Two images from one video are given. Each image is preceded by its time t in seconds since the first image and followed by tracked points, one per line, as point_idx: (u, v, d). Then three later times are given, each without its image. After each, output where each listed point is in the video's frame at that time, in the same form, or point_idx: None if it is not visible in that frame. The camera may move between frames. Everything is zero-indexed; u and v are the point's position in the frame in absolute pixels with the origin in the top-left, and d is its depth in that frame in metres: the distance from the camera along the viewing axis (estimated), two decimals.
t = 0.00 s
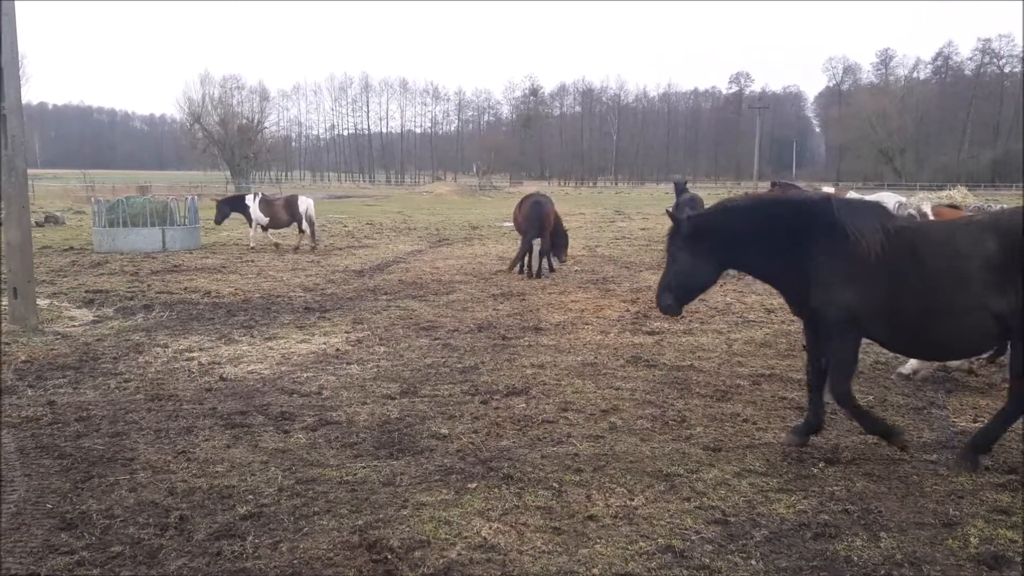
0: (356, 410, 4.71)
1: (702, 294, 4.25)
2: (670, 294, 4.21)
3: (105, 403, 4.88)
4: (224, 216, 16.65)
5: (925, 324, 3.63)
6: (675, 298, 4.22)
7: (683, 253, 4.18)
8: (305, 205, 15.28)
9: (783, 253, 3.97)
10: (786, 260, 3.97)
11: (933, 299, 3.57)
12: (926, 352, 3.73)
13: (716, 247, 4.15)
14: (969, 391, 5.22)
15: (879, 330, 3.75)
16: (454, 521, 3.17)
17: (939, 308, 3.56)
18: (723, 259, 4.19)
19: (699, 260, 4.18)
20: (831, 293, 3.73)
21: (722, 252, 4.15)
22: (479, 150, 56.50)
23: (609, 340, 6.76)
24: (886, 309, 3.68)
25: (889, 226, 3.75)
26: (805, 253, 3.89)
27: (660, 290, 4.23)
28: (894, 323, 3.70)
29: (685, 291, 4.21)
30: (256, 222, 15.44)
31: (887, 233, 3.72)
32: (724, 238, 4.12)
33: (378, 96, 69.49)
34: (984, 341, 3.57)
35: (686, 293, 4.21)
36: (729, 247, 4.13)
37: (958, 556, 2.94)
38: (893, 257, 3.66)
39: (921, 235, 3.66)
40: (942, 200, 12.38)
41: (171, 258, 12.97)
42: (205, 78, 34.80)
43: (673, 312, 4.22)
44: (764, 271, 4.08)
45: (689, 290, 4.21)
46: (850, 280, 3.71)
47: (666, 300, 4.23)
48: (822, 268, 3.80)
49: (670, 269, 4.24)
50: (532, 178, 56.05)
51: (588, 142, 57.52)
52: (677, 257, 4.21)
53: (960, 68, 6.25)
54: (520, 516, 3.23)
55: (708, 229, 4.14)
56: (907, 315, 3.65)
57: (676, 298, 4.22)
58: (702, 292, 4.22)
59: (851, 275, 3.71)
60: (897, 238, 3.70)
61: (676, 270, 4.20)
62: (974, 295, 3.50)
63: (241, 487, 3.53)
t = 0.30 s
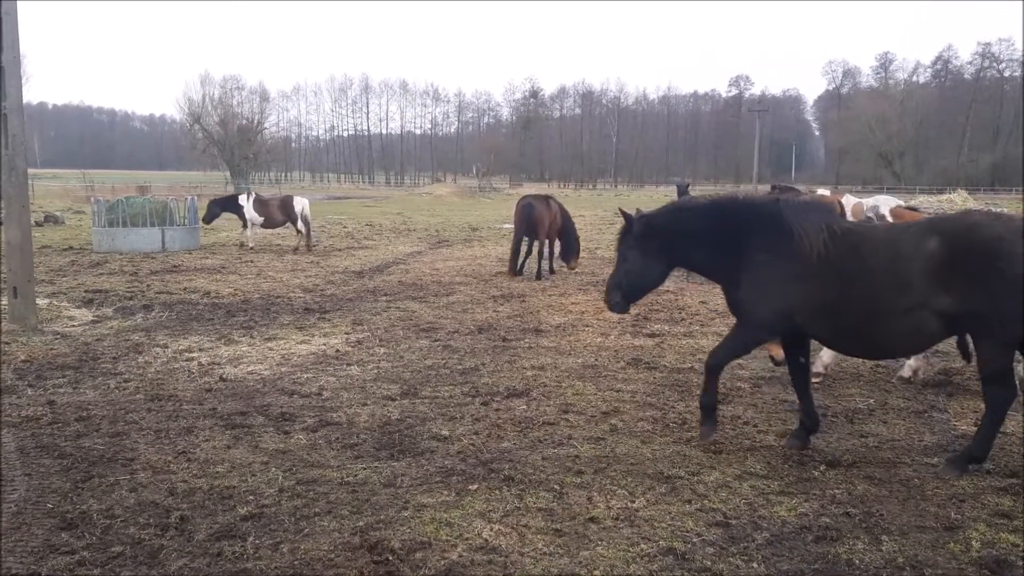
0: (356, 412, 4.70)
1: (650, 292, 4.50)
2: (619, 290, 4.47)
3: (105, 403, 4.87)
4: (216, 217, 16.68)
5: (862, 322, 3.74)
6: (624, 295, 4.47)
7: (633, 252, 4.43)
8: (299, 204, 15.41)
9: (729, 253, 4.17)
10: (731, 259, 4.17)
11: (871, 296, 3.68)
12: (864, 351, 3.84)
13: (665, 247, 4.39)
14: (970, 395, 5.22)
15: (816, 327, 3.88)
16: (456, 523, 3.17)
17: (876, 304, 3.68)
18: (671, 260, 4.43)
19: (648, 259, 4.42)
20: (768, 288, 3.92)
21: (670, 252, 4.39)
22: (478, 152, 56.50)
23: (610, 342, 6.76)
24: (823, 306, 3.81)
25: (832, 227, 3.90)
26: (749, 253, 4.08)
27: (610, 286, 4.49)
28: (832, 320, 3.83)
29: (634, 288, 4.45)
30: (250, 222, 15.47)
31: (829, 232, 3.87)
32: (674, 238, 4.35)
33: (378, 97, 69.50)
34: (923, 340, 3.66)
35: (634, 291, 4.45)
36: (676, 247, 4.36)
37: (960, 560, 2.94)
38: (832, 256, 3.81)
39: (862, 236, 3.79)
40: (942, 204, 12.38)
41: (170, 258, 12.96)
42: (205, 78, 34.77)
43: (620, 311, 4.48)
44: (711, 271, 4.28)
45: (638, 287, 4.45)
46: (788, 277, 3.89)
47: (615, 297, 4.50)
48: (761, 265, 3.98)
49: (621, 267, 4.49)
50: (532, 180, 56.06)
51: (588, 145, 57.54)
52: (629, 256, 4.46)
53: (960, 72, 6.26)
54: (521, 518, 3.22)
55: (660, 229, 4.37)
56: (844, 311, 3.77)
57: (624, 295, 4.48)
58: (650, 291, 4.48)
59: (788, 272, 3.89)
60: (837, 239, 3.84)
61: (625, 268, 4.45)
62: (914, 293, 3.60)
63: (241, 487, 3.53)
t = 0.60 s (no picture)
0: (353, 413, 4.70)
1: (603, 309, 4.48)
2: (571, 308, 4.44)
3: (100, 403, 4.86)
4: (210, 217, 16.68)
5: (803, 319, 3.76)
6: (577, 313, 4.44)
7: (582, 269, 4.43)
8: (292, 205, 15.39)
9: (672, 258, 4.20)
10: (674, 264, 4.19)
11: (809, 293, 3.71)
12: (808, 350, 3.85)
13: (613, 259, 4.41)
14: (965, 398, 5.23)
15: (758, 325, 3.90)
16: (451, 524, 3.16)
17: (816, 302, 3.70)
18: (619, 274, 4.44)
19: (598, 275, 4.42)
20: (709, 288, 3.94)
21: (618, 265, 4.41)
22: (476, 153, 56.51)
23: (606, 344, 6.77)
24: (763, 304, 3.84)
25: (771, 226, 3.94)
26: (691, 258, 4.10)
27: (563, 305, 4.46)
28: (773, 318, 3.85)
29: (585, 305, 4.44)
30: (243, 222, 15.48)
31: (768, 232, 3.89)
32: (619, 249, 4.37)
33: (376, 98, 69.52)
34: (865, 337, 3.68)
35: (586, 309, 4.44)
36: (624, 260, 4.38)
37: (955, 563, 2.94)
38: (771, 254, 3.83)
39: (800, 234, 3.83)
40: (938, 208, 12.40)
41: (167, 259, 12.95)
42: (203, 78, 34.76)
43: (575, 330, 4.43)
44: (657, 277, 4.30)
45: (587, 304, 4.45)
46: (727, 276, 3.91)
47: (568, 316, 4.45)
48: (702, 266, 4.00)
49: (571, 286, 4.48)
50: (529, 181, 56.07)
51: (585, 147, 57.59)
52: (579, 274, 4.46)
53: (956, 75, 6.27)
54: (517, 520, 3.22)
55: (605, 240, 4.40)
56: (785, 308, 3.78)
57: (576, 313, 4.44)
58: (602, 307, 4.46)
59: (728, 271, 3.91)
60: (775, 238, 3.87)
61: (576, 287, 4.45)
62: (854, 289, 3.62)
63: (237, 488, 3.52)
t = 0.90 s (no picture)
0: (345, 415, 4.70)
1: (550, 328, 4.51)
2: (518, 331, 4.43)
3: (92, 405, 4.85)
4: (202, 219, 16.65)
5: (749, 319, 3.89)
6: (524, 335, 4.44)
7: (528, 290, 4.47)
8: (284, 206, 15.39)
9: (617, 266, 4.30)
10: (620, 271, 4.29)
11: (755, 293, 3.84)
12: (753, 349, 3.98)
13: (558, 274, 4.47)
14: (957, 400, 5.24)
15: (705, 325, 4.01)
16: (443, 527, 3.16)
17: (762, 301, 3.83)
18: (565, 288, 4.51)
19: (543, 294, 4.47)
20: (659, 293, 4.03)
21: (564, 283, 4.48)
22: (472, 155, 56.57)
23: (600, 346, 6.77)
24: (710, 304, 3.95)
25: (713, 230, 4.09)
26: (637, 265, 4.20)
27: (510, 329, 4.44)
28: (719, 318, 3.97)
29: (532, 326, 4.45)
30: (234, 223, 15.46)
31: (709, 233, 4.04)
32: (564, 262, 4.44)
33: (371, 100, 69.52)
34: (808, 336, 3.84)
35: (533, 328, 4.45)
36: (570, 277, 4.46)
37: (946, 565, 2.95)
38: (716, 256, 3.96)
39: (743, 237, 3.98)
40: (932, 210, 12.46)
41: (161, 261, 12.93)
42: (198, 79, 34.71)
43: (524, 352, 4.40)
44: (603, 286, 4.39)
45: (534, 323, 4.45)
46: (675, 278, 4.01)
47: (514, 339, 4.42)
48: (650, 269, 4.10)
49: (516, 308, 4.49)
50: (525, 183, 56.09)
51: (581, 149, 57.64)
52: (524, 295, 4.49)
53: (951, 78, 6.30)
54: (509, 522, 3.22)
55: (550, 254, 4.47)
56: (731, 309, 3.91)
57: (524, 334, 4.44)
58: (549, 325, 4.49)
59: (675, 273, 4.02)
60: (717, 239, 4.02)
61: (522, 308, 4.46)
62: (796, 289, 3.78)
63: (228, 490, 3.52)
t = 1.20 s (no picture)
0: (332, 417, 4.69)
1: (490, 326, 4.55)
2: (459, 331, 4.47)
3: (77, 408, 4.83)
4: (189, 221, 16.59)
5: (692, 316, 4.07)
6: (464, 333, 4.48)
7: (469, 290, 4.47)
8: (269, 207, 15.35)
9: (558, 267, 4.37)
10: (561, 272, 4.36)
11: (700, 291, 4.03)
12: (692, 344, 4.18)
13: (498, 276, 4.51)
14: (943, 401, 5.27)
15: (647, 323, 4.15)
16: (429, 528, 3.16)
17: (705, 299, 4.03)
18: (504, 289, 4.55)
19: (485, 292, 4.50)
20: (607, 294, 4.12)
21: (505, 282, 4.52)
22: (460, 156, 56.51)
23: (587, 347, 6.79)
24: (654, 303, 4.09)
25: (654, 230, 4.25)
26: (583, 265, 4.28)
27: (451, 328, 4.47)
28: (665, 318, 4.12)
29: (473, 325, 4.49)
30: (219, 225, 15.41)
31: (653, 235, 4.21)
32: (506, 265, 4.48)
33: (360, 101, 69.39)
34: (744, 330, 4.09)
35: (473, 329, 4.50)
36: (512, 277, 4.50)
37: (929, 564, 2.96)
38: (660, 256, 4.11)
39: (683, 237, 4.17)
40: (918, 212, 12.55)
41: (148, 263, 12.86)
42: (185, 80, 34.57)
43: (463, 349, 4.48)
44: (543, 287, 4.46)
45: (474, 325, 4.51)
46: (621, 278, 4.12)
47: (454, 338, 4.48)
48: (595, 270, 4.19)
49: (457, 308, 4.50)
50: (514, 185, 56.07)
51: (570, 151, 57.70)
52: (465, 295, 4.49)
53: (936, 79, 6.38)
54: (495, 524, 3.22)
55: (490, 257, 4.49)
56: (675, 307, 4.08)
57: (464, 334, 4.49)
58: (490, 323, 4.54)
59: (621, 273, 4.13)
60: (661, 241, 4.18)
61: (464, 308, 4.47)
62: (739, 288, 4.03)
63: (213, 493, 3.51)
